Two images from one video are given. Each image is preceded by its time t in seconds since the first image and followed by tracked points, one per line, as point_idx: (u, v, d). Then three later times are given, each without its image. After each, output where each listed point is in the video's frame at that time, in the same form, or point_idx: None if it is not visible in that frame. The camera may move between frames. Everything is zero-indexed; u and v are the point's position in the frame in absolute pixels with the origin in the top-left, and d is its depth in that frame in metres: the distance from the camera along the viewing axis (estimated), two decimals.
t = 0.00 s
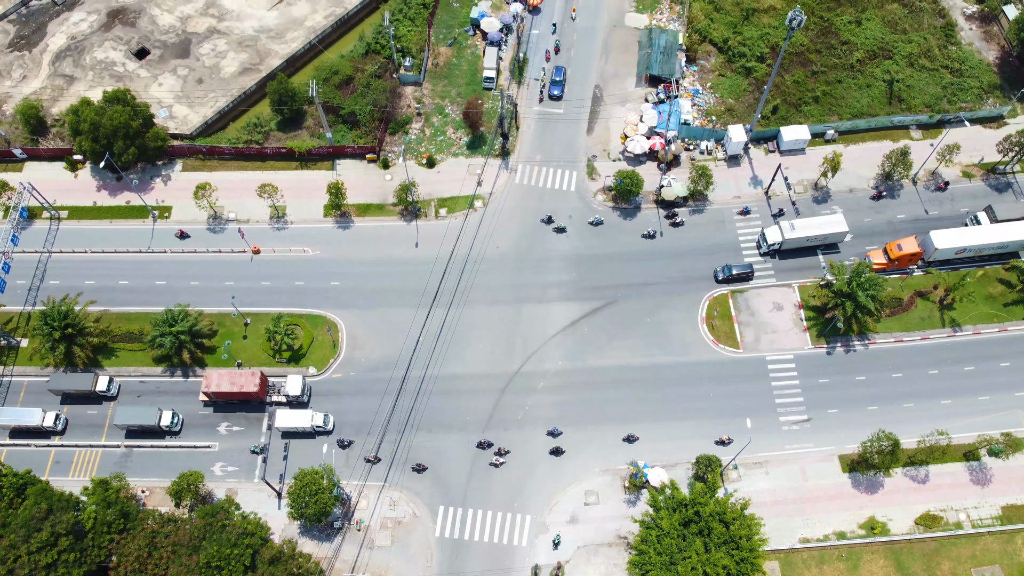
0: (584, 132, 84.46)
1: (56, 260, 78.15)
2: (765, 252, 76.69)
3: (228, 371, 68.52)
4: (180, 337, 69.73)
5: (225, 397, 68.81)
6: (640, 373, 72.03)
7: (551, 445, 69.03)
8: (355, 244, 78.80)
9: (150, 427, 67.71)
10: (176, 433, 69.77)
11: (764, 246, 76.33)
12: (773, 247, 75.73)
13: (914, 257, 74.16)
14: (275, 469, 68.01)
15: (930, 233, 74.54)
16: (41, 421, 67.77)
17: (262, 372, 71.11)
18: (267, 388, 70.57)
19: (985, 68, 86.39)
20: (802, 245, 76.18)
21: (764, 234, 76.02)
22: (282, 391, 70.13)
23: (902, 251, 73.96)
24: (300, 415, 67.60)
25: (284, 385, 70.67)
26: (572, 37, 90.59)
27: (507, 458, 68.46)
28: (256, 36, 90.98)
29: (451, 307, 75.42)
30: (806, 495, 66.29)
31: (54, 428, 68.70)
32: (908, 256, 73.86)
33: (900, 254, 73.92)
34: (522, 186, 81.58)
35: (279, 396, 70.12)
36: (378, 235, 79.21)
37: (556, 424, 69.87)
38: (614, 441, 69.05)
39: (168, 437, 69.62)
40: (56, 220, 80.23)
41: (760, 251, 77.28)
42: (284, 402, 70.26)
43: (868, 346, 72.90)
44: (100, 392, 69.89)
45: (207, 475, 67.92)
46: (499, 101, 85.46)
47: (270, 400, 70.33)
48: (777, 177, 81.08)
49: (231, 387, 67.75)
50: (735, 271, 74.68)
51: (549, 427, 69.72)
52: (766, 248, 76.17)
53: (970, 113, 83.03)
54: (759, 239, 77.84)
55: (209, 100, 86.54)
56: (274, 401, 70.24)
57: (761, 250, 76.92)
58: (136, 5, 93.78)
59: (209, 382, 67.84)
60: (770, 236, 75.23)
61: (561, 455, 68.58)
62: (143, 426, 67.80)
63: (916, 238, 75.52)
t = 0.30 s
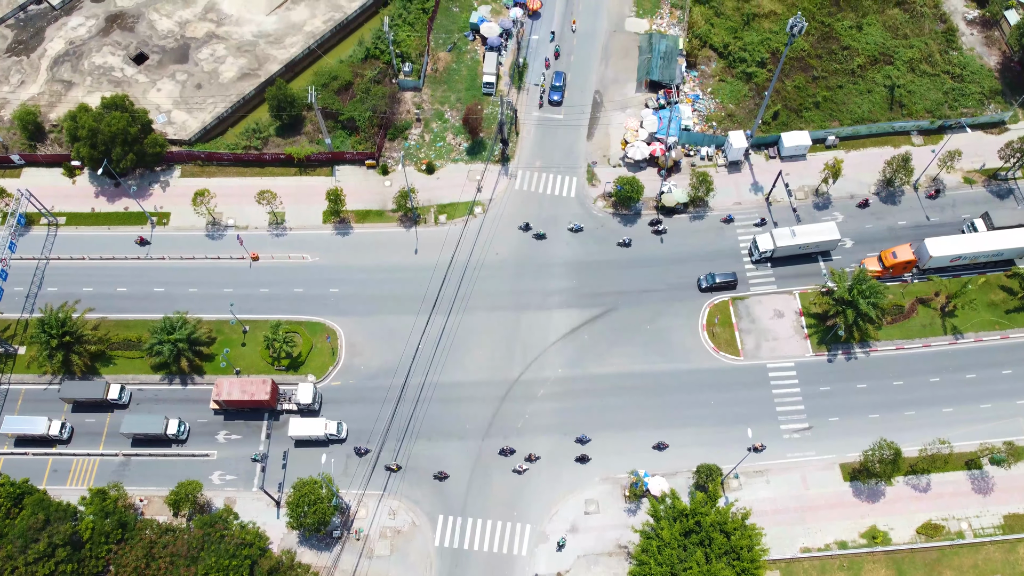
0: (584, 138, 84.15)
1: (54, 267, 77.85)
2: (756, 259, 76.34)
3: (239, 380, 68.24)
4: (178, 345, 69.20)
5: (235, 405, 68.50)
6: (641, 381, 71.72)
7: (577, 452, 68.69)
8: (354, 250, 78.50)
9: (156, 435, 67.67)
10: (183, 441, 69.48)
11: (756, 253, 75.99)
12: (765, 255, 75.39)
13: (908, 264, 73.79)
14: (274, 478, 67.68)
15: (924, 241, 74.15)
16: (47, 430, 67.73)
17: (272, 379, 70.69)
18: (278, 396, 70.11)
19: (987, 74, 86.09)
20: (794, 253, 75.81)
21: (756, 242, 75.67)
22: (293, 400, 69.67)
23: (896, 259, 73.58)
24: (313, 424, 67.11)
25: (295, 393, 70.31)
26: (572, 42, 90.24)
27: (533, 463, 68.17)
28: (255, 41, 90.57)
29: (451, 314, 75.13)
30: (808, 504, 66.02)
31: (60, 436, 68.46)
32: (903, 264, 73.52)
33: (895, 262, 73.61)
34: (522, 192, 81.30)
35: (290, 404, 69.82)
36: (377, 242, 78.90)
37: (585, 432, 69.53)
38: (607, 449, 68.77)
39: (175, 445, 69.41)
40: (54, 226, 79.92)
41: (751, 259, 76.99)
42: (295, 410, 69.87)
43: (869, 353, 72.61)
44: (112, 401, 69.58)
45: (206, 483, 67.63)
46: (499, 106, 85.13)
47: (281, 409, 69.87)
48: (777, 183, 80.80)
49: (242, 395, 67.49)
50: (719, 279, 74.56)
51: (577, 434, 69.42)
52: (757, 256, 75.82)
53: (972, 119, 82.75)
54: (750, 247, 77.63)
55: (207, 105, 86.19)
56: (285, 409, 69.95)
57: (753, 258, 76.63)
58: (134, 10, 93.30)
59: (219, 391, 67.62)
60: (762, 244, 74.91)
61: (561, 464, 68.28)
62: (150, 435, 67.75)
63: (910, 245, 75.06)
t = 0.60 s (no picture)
0: (584, 145, 83.77)
1: (52, 276, 77.47)
2: (749, 269, 75.97)
3: (251, 390, 68.04)
4: (176, 355, 69.16)
5: (247, 416, 68.15)
6: (642, 391, 71.34)
7: (606, 461, 68.38)
8: (353, 259, 78.16)
9: (163, 446, 67.05)
10: (189, 452, 69.09)
11: (748, 263, 75.56)
12: (757, 265, 74.96)
13: (903, 274, 73.35)
14: (272, 490, 67.30)
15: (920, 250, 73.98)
16: (52, 442, 67.52)
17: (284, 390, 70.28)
18: (290, 407, 69.77)
19: (988, 80, 85.75)
20: (787, 263, 75.37)
21: (748, 251, 75.28)
22: (304, 410, 69.25)
23: (891, 268, 73.23)
24: (328, 435, 66.82)
25: (307, 404, 69.77)
26: (572, 48, 89.81)
27: (563, 471, 67.92)
28: (253, 47, 90.18)
29: (451, 323, 74.79)
30: (809, 515, 65.67)
31: (66, 448, 68.02)
32: (897, 274, 73.05)
33: (889, 271, 73.22)
34: (522, 201, 80.94)
35: (302, 414, 69.21)
36: (376, 250, 78.53)
37: (616, 441, 69.16)
38: (604, 460, 68.40)
39: (181, 457, 69.08)
40: (52, 235, 79.57)
41: (744, 268, 76.63)
42: (306, 420, 69.41)
43: (871, 362, 72.24)
44: (123, 411, 69.03)
45: (204, 495, 67.25)
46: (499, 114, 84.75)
47: (292, 419, 69.54)
48: (778, 191, 80.39)
49: (254, 405, 67.13)
50: (701, 289, 74.21)
51: (608, 443, 69.09)
52: (750, 265, 75.44)
53: (974, 126, 82.41)
54: (743, 256, 77.13)
55: (205, 113, 85.83)
56: (297, 420, 69.35)
57: (745, 267, 76.28)
58: (131, 16, 92.76)
59: (231, 402, 67.46)
60: (753, 253, 74.40)
61: (561, 475, 67.92)
62: (156, 446, 67.12)
63: (906, 255, 74.91)
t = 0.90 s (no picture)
0: (584, 154, 83.32)
1: (49, 287, 77.05)
2: (741, 280, 75.43)
3: (262, 403, 67.36)
4: (174, 368, 68.82)
5: (258, 429, 67.58)
6: (643, 403, 70.93)
7: (624, 473, 67.99)
8: (352, 269, 77.74)
9: (169, 460, 66.80)
10: (196, 466, 68.70)
11: (740, 274, 75.04)
12: (749, 276, 74.47)
13: (897, 285, 72.78)
14: (271, 504, 66.88)
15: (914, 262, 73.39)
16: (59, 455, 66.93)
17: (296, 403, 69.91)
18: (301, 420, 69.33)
19: (990, 89, 85.36)
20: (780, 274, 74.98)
21: (740, 263, 74.91)
22: (316, 423, 68.85)
23: (885, 279, 72.55)
24: (342, 447, 66.39)
25: (319, 417, 69.51)
26: (572, 56, 89.34)
27: (593, 482, 67.56)
28: (252, 56, 89.68)
29: (451, 334, 74.38)
30: (811, 529, 65.28)
31: (72, 461, 67.57)
32: (892, 285, 72.46)
33: (884, 282, 72.58)
34: (522, 211, 80.52)
35: (314, 427, 68.90)
36: (375, 261, 78.11)
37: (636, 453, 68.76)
38: (606, 473, 67.98)
39: (188, 470, 68.69)
40: (49, 245, 79.10)
41: (736, 279, 76.18)
42: (318, 433, 69.04)
43: (872, 374, 71.83)
44: (135, 424, 68.52)
45: (202, 509, 66.85)
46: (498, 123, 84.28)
47: (304, 432, 69.12)
48: (780, 201, 79.96)
49: (266, 419, 66.56)
50: (684, 302, 73.79)
51: (638, 455, 68.72)
52: (742, 277, 74.86)
53: (975, 135, 82.01)
54: (735, 267, 76.63)
55: (204, 122, 85.38)
56: (309, 433, 68.96)
57: (737, 278, 75.77)
58: (129, 24, 92.14)
59: (242, 415, 66.69)
60: (746, 264, 74.06)
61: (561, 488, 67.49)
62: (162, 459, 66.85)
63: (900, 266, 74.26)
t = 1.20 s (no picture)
0: (584, 165, 82.82)
1: (46, 300, 76.56)
2: (733, 294, 75.01)
3: (274, 419, 67.08)
4: (172, 383, 68.45)
5: (271, 444, 67.22)
6: (644, 417, 70.48)
7: (625, 487, 67.52)
8: (351, 282, 77.24)
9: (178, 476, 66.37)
10: (205, 481, 68.15)
11: (732, 288, 74.59)
12: (741, 290, 73.98)
13: (892, 299, 72.47)
14: (269, 520, 66.45)
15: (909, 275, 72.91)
16: (65, 471, 66.47)
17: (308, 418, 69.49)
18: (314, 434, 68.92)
19: (992, 99, 84.96)
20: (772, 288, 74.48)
21: (732, 276, 74.31)
22: (329, 437, 68.43)
23: (880, 293, 72.31)
24: (357, 462, 66.25)
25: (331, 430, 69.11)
26: (572, 66, 88.88)
27: (627, 496, 67.14)
28: (250, 65, 89.13)
29: (451, 348, 73.91)
30: (813, 545, 64.80)
31: (78, 477, 67.05)
32: (887, 299, 72.10)
33: (879, 296, 72.33)
34: (522, 222, 80.04)
35: (326, 441, 68.47)
36: (374, 274, 77.65)
37: (637, 468, 68.30)
38: (605, 489, 67.52)
39: (197, 485, 68.13)
40: (46, 257, 78.61)
41: (728, 293, 75.68)
42: (331, 448, 68.61)
43: (875, 388, 71.39)
44: (146, 440, 68.10)
45: (200, 525, 66.36)
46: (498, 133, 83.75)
47: (317, 446, 68.67)
48: (781, 213, 79.52)
49: (278, 434, 66.17)
50: (665, 316, 73.46)
51: (640, 470, 68.24)
52: (734, 291, 74.41)
53: (977, 145, 81.64)
54: (727, 281, 76.16)
55: (202, 132, 84.90)
56: (322, 447, 68.60)
57: (729, 292, 75.25)
58: (127, 33, 91.58)
59: (255, 430, 66.43)
60: (737, 278, 73.54)
61: (561, 504, 67.02)
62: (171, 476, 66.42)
63: (895, 279, 73.92)
